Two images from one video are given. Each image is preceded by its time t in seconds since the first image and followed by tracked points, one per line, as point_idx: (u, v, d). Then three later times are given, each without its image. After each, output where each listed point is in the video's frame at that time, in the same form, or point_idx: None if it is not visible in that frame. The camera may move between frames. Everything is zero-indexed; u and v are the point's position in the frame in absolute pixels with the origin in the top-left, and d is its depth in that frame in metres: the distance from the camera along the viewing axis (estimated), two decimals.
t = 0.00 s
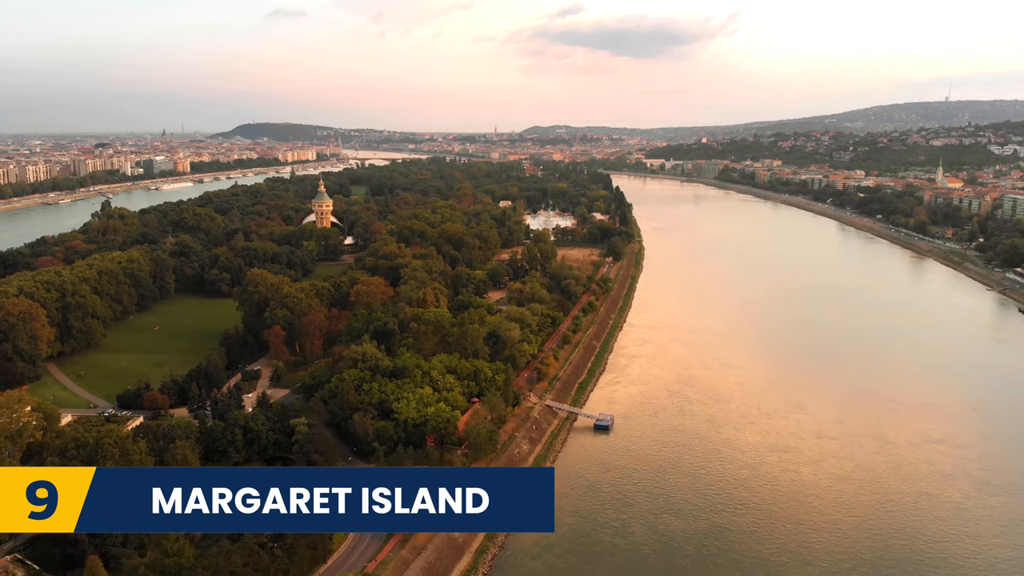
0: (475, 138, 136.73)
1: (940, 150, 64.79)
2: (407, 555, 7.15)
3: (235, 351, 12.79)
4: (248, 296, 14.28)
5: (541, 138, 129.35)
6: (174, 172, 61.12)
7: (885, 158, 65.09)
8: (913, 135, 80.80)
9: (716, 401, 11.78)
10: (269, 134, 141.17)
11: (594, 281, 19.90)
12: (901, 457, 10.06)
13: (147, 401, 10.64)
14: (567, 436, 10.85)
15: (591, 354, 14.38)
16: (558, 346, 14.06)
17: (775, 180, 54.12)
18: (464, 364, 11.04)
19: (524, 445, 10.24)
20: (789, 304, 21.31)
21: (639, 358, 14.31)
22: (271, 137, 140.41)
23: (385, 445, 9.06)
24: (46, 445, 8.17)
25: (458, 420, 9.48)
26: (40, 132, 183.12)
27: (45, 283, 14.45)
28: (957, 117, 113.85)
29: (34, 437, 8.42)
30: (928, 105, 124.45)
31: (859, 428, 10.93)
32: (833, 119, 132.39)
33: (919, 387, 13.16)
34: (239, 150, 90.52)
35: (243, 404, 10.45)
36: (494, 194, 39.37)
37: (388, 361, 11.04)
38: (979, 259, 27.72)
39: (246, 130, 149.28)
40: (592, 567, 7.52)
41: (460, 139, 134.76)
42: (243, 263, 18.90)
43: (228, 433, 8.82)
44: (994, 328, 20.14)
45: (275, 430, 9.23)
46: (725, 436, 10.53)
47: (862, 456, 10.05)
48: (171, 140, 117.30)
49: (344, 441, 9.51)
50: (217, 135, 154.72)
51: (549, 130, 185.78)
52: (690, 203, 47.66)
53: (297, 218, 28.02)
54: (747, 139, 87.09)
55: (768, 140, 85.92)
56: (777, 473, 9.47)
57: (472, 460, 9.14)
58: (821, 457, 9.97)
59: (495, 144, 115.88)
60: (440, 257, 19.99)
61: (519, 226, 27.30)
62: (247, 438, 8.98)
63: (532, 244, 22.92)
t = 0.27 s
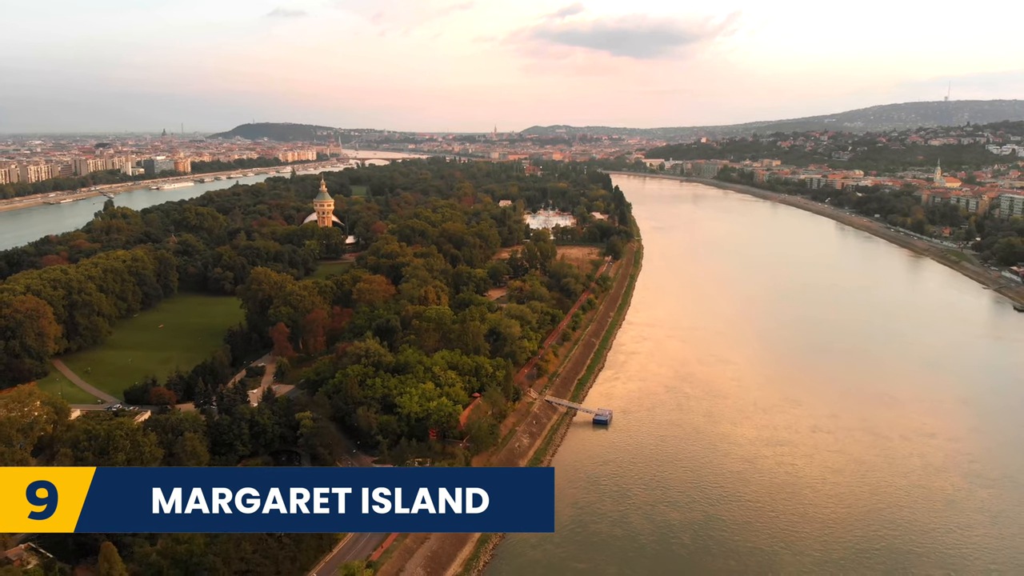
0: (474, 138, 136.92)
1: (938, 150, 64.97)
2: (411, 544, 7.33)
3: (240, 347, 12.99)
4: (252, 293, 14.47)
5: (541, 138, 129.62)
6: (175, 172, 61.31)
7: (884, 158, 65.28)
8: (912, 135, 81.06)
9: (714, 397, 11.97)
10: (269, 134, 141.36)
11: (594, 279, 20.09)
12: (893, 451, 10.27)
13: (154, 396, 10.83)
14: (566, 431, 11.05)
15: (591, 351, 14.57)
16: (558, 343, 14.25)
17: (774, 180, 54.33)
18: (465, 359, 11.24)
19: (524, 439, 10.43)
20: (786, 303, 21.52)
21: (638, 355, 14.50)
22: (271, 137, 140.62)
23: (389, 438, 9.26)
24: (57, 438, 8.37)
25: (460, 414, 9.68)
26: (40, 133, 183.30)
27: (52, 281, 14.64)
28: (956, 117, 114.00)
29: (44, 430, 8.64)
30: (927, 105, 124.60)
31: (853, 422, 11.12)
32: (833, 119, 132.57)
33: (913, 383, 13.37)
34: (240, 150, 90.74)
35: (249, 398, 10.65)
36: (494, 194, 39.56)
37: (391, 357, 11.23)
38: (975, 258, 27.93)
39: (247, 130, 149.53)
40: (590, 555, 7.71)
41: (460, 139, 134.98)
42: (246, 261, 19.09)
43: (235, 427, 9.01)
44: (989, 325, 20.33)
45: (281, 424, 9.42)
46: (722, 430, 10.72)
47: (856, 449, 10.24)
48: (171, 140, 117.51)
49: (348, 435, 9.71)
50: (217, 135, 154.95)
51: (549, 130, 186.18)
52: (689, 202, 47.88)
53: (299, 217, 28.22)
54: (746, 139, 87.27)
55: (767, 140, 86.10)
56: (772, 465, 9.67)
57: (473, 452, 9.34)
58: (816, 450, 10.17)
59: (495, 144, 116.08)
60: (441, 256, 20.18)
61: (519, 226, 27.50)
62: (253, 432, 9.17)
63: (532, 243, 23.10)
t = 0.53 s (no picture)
0: (474, 138, 137.03)
1: (937, 150, 65.12)
2: (414, 534, 7.45)
3: (244, 345, 13.17)
4: (256, 291, 14.62)
5: (541, 138, 129.69)
6: (176, 172, 61.51)
7: (883, 158, 65.43)
8: (911, 135, 81.19)
9: (712, 393, 12.14)
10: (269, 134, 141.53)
11: (593, 278, 20.27)
12: (888, 445, 10.43)
13: (160, 392, 10.99)
14: (566, 426, 11.23)
15: (590, 349, 14.74)
16: (558, 341, 14.42)
17: (773, 180, 54.49)
18: (466, 356, 11.41)
19: (524, 434, 10.60)
20: (784, 302, 21.69)
21: (636, 352, 14.67)
22: (271, 137, 140.80)
23: (391, 432, 9.43)
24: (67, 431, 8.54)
25: (462, 409, 9.85)
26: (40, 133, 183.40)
27: (58, 279, 14.80)
28: (956, 117, 114.11)
29: (54, 425, 8.79)
30: (927, 106, 124.73)
31: (849, 418, 11.29)
32: (832, 119, 132.70)
33: (909, 380, 13.54)
34: (240, 150, 90.91)
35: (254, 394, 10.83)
36: (494, 194, 39.73)
37: (393, 353, 11.41)
38: (972, 257, 28.12)
39: (246, 130, 149.66)
40: (589, 546, 7.87)
41: (460, 140, 135.17)
42: (248, 260, 19.26)
43: (240, 421, 9.16)
44: (985, 324, 20.50)
45: (286, 419, 9.58)
46: (719, 425, 10.89)
47: (850, 444, 10.40)
48: (172, 140, 117.72)
49: (351, 429, 9.89)
50: (217, 134, 155.26)
51: (549, 130, 186.31)
52: (688, 202, 48.02)
53: (300, 217, 28.39)
54: (745, 139, 87.39)
55: (767, 140, 86.20)
56: (768, 459, 9.83)
57: (474, 447, 9.52)
58: (813, 445, 10.32)
59: (495, 144, 116.26)
60: (442, 255, 20.35)
61: (519, 225, 27.66)
62: (258, 426, 9.33)
63: (532, 242, 23.25)
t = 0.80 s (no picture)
0: (474, 138, 137.23)
1: (936, 150, 65.29)
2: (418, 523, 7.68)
3: (248, 342, 13.37)
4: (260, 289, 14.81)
5: (541, 138, 129.93)
6: (177, 172, 61.74)
7: (882, 158, 65.64)
8: (910, 134, 81.37)
9: (709, 389, 12.34)
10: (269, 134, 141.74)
11: (593, 276, 20.48)
12: (881, 439, 10.63)
13: (167, 387, 11.17)
14: (566, 421, 11.44)
15: (589, 346, 14.94)
16: (557, 338, 14.63)
17: (772, 180, 54.68)
18: (467, 352, 11.60)
19: (525, 428, 10.80)
20: (782, 300, 21.89)
21: (635, 349, 14.87)
22: (272, 137, 141.05)
23: (395, 426, 9.64)
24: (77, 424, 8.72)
25: (463, 403, 10.06)
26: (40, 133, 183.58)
27: (64, 277, 15.00)
28: (955, 117, 114.28)
29: (64, 419, 8.94)
30: (926, 106, 124.91)
31: (844, 413, 11.49)
32: (832, 119, 132.89)
33: (903, 377, 13.75)
34: (241, 150, 91.17)
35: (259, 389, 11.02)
36: (494, 193, 39.94)
37: (396, 349, 11.61)
38: (969, 256, 28.33)
39: (247, 129, 149.85)
40: (587, 536, 8.06)
41: (460, 140, 135.38)
42: (251, 259, 19.46)
43: (247, 415, 9.35)
44: (980, 322, 20.71)
45: (291, 414, 9.78)
46: (716, 420, 11.09)
47: (844, 438, 10.60)
48: (172, 140, 118.00)
49: (355, 423, 10.10)
50: (218, 134, 155.53)
51: (549, 130, 186.58)
52: (688, 202, 48.21)
53: (302, 216, 28.61)
54: (745, 138, 87.57)
55: (766, 140, 86.36)
56: (763, 453, 10.03)
57: (475, 440, 9.71)
58: (807, 439, 10.52)
59: (495, 144, 116.44)
60: (442, 254, 20.55)
61: (519, 224, 27.86)
62: (264, 420, 9.52)
63: (532, 241, 23.43)
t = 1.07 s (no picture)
0: (474, 138, 137.37)
1: (935, 150, 65.45)
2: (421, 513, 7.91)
3: (253, 339, 13.57)
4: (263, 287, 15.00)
5: (540, 138, 130.10)
6: (177, 172, 61.92)
7: (881, 157, 65.81)
8: (909, 134, 81.54)
9: (706, 384, 12.55)
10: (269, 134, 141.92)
11: (592, 275, 20.67)
12: (874, 433, 10.84)
13: (174, 383, 11.36)
14: (566, 416, 11.64)
15: (589, 343, 15.15)
16: (557, 335, 14.83)
17: (771, 180, 54.88)
18: (468, 348, 11.80)
19: (525, 422, 11.01)
20: (779, 298, 22.12)
21: (634, 346, 15.07)
22: (272, 137, 141.22)
23: (398, 420, 9.84)
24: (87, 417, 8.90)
25: (465, 398, 10.26)
26: (40, 133, 183.61)
27: (71, 275, 15.19)
28: (954, 117, 114.43)
29: (74, 412, 9.10)
30: (925, 106, 125.08)
31: (839, 408, 11.70)
32: (831, 119, 133.07)
33: (897, 373, 13.97)
34: (242, 150, 91.34)
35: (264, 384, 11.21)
36: (494, 193, 40.13)
37: (399, 345, 11.82)
38: (966, 255, 28.54)
39: (247, 129, 149.98)
40: (586, 526, 8.25)
41: (460, 139, 135.61)
42: (254, 258, 19.66)
43: (253, 409, 9.53)
44: (975, 319, 20.93)
45: (296, 408, 9.98)
46: (713, 414, 11.29)
47: (839, 432, 10.81)
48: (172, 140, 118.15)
49: (359, 417, 10.31)
50: (218, 134, 155.69)
51: (548, 129, 186.73)
52: (687, 201, 48.41)
53: (304, 215, 28.81)
54: (744, 138, 87.74)
55: (765, 139, 86.52)
56: (759, 446, 10.23)
57: (477, 434, 9.92)
58: (802, 433, 10.73)
59: (495, 144, 116.60)
60: (443, 252, 20.74)
61: (519, 223, 28.05)
62: (270, 414, 9.72)
63: (532, 240, 23.62)
